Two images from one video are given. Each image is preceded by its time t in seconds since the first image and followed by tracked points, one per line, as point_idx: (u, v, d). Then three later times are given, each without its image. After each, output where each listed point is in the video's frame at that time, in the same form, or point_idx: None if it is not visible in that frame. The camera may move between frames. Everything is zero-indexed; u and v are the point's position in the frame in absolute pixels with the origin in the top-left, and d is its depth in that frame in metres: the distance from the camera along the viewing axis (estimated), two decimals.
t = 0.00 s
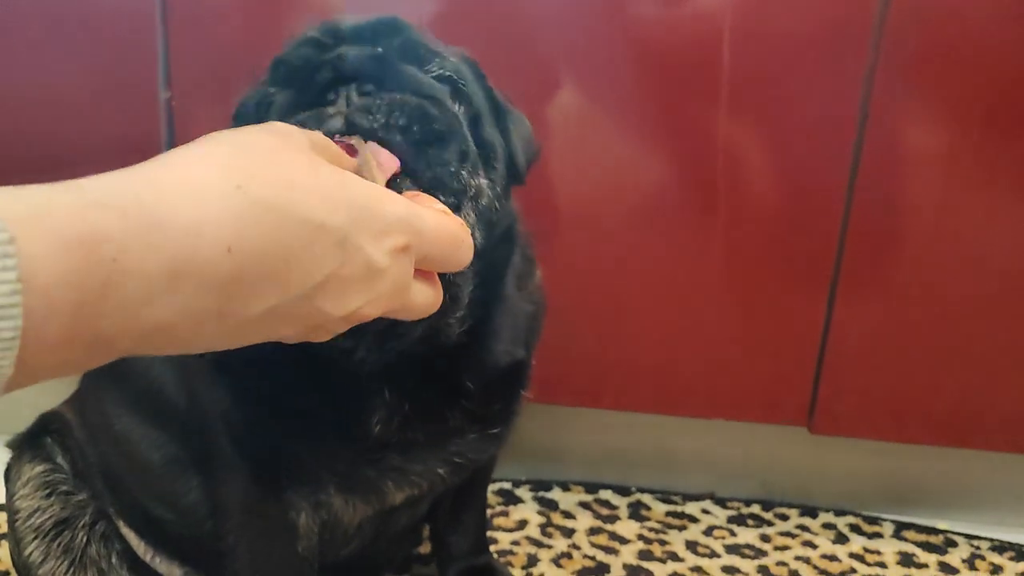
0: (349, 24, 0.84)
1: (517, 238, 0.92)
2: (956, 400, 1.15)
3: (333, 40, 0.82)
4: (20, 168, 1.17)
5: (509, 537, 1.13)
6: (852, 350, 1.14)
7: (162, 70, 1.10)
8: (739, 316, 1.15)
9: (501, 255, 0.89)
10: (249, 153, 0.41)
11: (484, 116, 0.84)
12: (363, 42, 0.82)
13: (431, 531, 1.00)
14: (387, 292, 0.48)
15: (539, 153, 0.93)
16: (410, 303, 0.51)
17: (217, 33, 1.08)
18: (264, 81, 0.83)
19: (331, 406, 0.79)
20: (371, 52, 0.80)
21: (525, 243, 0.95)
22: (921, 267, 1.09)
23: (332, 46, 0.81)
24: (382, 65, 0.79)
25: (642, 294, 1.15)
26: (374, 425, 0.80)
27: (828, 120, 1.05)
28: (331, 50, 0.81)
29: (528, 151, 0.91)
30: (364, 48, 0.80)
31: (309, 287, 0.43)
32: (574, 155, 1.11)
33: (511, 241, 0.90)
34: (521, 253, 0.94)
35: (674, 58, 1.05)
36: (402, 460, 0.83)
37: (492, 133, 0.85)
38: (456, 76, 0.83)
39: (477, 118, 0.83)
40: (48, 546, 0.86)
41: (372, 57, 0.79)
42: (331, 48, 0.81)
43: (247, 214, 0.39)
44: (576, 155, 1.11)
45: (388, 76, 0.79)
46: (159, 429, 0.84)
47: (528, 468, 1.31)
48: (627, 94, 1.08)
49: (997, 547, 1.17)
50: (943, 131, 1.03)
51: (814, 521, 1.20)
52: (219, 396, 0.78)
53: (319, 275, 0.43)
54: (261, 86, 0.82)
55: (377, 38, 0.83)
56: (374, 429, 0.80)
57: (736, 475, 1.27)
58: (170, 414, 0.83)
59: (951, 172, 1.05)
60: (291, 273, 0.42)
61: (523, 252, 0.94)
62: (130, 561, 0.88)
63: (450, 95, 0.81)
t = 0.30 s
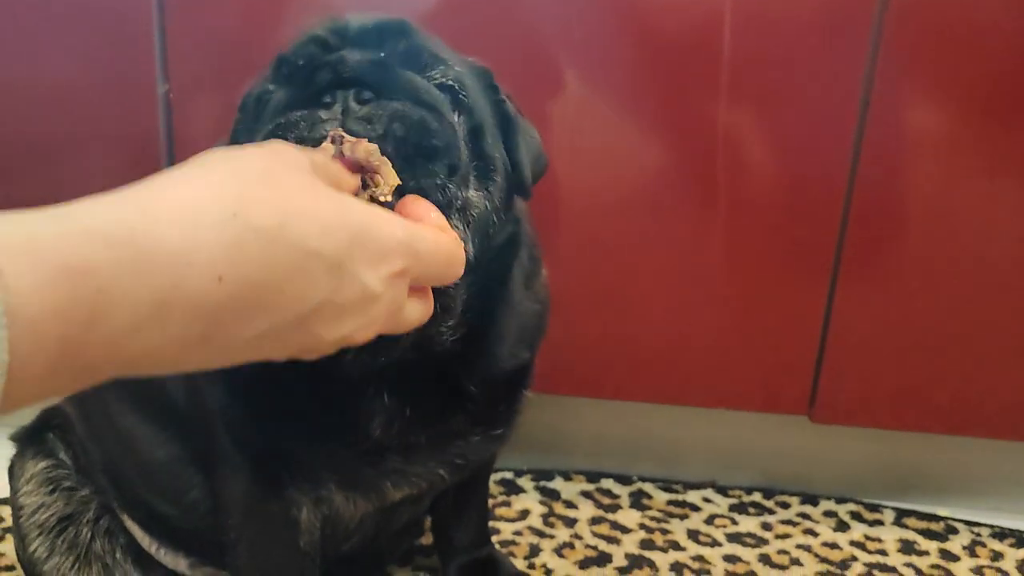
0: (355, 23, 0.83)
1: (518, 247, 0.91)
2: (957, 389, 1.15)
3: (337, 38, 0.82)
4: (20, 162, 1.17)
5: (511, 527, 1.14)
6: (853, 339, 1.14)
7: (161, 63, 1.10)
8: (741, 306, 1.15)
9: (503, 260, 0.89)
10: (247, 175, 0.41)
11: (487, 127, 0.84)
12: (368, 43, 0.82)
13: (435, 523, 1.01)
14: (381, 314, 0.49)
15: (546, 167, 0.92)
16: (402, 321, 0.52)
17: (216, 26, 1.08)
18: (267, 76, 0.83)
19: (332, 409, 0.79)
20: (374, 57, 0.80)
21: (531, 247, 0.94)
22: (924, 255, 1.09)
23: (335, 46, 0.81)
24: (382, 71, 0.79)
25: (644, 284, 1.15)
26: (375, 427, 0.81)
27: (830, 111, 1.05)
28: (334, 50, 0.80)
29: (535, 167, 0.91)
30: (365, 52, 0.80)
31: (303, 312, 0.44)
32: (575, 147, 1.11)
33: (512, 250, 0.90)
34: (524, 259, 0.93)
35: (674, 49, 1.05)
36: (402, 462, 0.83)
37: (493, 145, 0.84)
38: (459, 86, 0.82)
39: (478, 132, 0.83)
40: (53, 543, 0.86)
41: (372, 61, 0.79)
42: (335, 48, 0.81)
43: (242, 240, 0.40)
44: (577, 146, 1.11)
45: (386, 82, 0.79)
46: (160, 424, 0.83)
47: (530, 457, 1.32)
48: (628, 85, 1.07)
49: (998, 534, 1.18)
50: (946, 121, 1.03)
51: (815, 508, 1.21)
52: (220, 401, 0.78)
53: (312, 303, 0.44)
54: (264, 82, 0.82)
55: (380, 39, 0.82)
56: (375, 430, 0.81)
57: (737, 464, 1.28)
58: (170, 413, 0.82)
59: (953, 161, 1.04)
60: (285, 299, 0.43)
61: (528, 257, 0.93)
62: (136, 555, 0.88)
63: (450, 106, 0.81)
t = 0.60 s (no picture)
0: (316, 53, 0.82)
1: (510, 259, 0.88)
2: (960, 381, 1.16)
3: (297, 69, 0.81)
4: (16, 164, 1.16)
5: (516, 525, 1.14)
6: (855, 334, 1.14)
7: (156, 63, 1.09)
8: (744, 302, 1.15)
9: (491, 276, 0.86)
10: (243, 231, 0.43)
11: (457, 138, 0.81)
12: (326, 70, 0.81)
13: (440, 524, 1.01)
14: (371, 368, 0.51)
15: (533, 178, 0.90)
16: (395, 369, 0.53)
17: (212, 26, 1.07)
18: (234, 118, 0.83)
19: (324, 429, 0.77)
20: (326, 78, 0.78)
21: (525, 257, 0.93)
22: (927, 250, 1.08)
23: (291, 75, 0.80)
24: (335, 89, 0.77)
25: (647, 282, 1.15)
26: (366, 447, 0.79)
27: (835, 107, 1.04)
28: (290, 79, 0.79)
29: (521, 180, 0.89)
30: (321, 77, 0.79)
31: (297, 367, 0.45)
32: (576, 146, 1.10)
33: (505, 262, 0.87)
34: (519, 269, 0.91)
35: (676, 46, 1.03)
36: (395, 479, 0.81)
37: (468, 157, 0.81)
38: (421, 102, 0.80)
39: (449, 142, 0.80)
40: (62, 554, 0.86)
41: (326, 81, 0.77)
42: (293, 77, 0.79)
43: (240, 293, 0.41)
44: (579, 145, 1.10)
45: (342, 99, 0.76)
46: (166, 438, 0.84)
47: (534, 451, 1.32)
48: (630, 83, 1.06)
49: (1000, 524, 1.18)
50: (950, 116, 1.02)
51: (818, 500, 1.22)
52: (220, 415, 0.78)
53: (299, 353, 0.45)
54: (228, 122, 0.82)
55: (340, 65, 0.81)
56: (365, 451, 0.79)
57: (740, 456, 1.28)
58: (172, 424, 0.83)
59: (956, 156, 1.04)
60: (277, 353, 0.44)
61: (521, 269, 0.91)
62: (143, 564, 0.89)
63: (415, 122, 0.79)
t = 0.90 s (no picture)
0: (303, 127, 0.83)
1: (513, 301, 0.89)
2: (950, 393, 1.22)
3: (287, 147, 0.81)
4: (23, 195, 1.17)
5: (522, 542, 1.18)
6: (852, 353, 1.19)
7: (162, 98, 1.10)
8: (744, 322, 1.19)
9: (491, 323, 0.88)
10: (285, 365, 0.36)
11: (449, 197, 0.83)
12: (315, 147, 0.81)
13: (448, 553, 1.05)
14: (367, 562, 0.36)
15: (529, 220, 0.91)
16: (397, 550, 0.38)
17: (218, 66, 1.08)
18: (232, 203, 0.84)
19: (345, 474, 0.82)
20: (318, 158, 0.80)
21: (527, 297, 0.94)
22: (919, 274, 1.14)
23: (281, 155, 0.80)
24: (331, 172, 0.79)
25: (650, 305, 1.19)
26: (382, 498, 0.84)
27: (832, 139, 1.08)
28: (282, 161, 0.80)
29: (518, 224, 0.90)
30: (312, 156, 0.80)
31: None
32: (580, 177, 1.12)
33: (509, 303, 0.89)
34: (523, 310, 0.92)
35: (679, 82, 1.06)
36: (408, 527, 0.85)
37: (463, 214, 0.83)
38: (411, 168, 0.82)
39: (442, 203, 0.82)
40: None
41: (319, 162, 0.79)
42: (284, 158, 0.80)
43: (299, 446, 0.33)
44: (581, 176, 1.12)
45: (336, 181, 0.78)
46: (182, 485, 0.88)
47: (537, 464, 1.36)
48: (634, 117, 1.08)
49: (990, 532, 1.23)
50: (943, 146, 1.08)
51: (814, 510, 1.26)
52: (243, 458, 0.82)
53: (323, 545, 0.33)
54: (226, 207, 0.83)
55: (329, 141, 0.82)
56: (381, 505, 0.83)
57: (739, 466, 1.33)
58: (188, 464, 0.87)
59: (950, 184, 1.09)
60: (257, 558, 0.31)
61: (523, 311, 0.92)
62: None
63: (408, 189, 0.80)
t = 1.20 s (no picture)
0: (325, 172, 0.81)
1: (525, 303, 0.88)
2: (941, 372, 1.24)
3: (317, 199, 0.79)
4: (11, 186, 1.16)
5: (520, 521, 1.20)
6: (847, 335, 1.21)
7: (153, 88, 1.09)
8: (739, 307, 1.20)
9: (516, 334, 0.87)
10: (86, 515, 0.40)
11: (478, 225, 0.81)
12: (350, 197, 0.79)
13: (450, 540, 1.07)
14: None
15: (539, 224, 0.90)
16: None
17: (209, 57, 1.06)
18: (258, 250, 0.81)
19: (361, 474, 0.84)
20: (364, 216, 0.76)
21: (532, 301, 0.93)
22: (915, 257, 1.15)
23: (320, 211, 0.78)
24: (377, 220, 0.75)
25: (649, 293, 1.20)
26: (389, 494, 0.85)
27: (830, 124, 1.08)
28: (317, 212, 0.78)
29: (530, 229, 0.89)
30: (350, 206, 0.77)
31: None
32: (578, 167, 1.12)
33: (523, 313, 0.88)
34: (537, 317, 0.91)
35: (678, 69, 1.06)
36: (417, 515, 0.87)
37: (489, 237, 0.82)
38: (447, 206, 0.79)
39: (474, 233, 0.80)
40: None
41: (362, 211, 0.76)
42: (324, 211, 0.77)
43: None
44: (579, 163, 1.12)
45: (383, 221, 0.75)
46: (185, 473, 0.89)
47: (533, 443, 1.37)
48: (633, 104, 1.08)
49: (978, 505, 1.26)
50: (940, 131, 1.08)
51: (806, 485, 1.29)
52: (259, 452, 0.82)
53: None
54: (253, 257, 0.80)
55: (360, 182, 0.80)
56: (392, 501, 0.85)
57: (733, 442, 1.36)
58: (192, 449, 0.88)
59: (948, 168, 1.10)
60: None
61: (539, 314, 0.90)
62: None
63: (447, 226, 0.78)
